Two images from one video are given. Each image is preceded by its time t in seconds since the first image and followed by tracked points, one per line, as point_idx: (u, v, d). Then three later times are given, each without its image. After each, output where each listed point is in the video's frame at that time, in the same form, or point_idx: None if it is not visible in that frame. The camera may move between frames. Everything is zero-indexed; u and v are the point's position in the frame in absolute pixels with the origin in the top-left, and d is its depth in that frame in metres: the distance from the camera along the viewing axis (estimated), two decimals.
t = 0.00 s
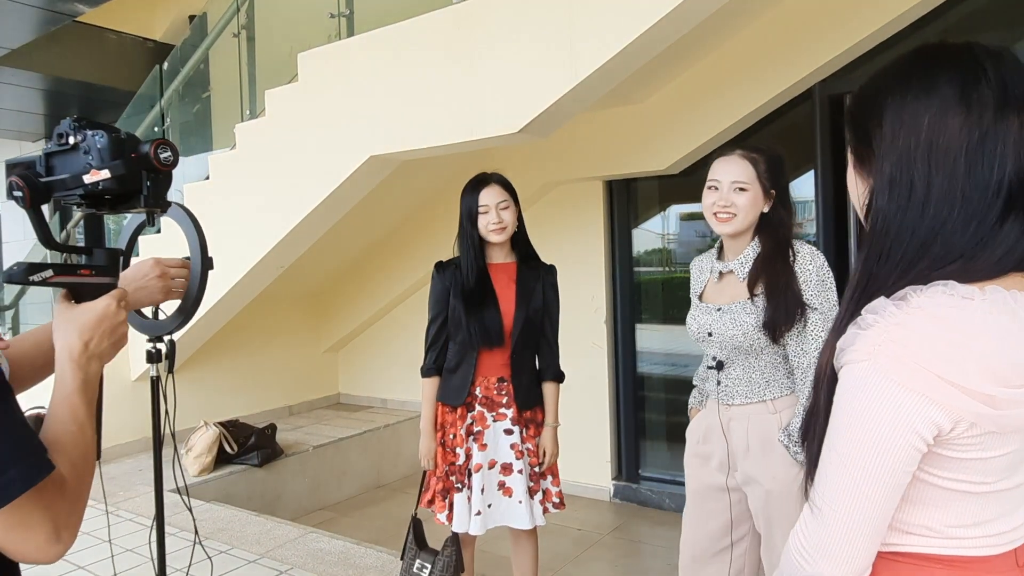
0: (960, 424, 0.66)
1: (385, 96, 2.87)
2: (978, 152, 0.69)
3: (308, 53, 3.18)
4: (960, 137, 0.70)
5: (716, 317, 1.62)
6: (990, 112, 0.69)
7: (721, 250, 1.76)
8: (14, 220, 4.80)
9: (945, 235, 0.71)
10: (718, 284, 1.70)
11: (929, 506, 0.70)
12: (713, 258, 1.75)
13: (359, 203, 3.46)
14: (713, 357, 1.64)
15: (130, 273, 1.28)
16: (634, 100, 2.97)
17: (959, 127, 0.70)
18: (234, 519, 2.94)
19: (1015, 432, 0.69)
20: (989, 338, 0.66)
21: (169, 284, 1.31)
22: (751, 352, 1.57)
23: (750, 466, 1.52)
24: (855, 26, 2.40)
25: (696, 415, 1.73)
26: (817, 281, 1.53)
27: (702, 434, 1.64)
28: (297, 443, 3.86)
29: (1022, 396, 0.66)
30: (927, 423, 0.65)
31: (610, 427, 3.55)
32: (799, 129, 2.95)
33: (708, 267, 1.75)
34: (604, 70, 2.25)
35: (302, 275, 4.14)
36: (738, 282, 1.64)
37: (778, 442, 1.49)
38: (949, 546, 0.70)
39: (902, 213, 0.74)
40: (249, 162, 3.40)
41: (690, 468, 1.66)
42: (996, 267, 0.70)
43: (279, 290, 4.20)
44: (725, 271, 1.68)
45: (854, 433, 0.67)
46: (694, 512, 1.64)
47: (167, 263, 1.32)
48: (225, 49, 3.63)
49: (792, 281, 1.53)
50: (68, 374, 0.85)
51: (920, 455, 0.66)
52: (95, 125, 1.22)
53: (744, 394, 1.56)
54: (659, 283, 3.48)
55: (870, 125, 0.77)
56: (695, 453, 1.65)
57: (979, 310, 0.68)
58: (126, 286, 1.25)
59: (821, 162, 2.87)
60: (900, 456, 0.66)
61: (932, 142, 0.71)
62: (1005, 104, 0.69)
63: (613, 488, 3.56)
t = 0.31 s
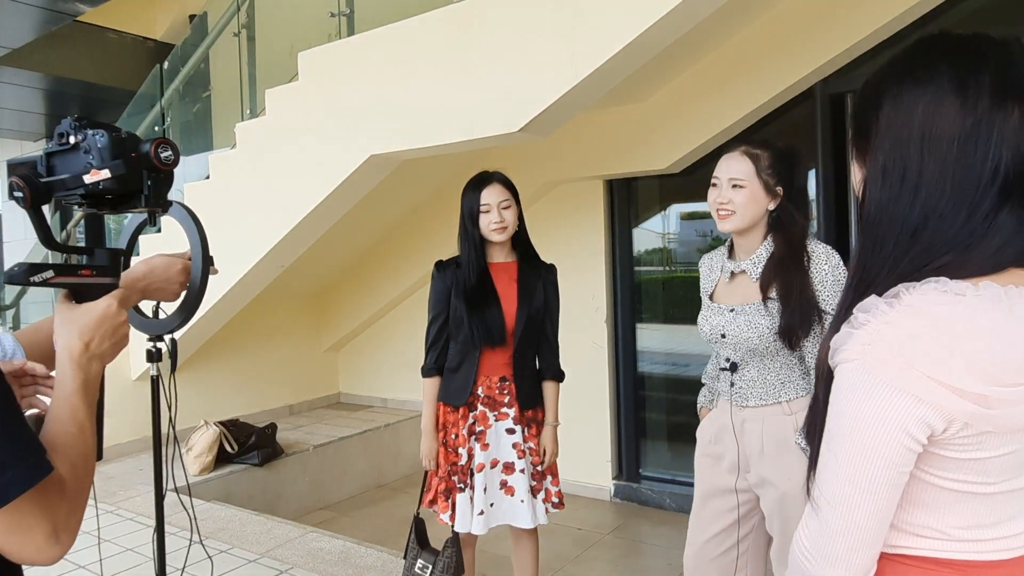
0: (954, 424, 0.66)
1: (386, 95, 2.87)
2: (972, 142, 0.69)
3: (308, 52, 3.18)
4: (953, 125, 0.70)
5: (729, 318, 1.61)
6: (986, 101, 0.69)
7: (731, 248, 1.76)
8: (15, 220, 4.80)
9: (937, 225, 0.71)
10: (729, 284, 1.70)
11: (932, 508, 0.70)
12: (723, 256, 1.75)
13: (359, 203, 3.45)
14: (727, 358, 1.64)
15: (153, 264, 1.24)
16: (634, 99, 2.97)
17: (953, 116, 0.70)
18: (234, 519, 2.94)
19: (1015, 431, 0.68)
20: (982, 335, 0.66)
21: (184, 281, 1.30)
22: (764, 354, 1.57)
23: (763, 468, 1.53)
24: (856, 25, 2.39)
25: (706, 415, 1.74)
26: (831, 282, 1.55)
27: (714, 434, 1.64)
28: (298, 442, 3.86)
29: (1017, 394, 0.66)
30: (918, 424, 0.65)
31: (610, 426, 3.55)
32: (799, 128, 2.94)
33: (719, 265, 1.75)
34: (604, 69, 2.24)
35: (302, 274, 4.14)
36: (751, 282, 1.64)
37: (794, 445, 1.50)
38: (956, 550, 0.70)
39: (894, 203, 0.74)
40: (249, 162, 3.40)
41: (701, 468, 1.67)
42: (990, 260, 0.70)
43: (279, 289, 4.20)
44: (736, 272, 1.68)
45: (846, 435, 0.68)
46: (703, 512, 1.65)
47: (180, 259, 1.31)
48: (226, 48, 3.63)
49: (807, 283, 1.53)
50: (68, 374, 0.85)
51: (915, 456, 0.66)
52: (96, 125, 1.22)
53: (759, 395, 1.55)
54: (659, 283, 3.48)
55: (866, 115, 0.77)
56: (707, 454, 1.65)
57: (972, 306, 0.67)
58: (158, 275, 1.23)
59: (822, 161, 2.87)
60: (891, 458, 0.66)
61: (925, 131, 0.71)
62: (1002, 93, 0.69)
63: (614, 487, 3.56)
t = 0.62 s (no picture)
0: (938, 424, 0.71)
1: (387, 95, 2.87)
2: (952, 149, 0.75)
3: (309, 52, 3.18)
4: (933, 134, 0.76)
5: (734, 319, 1.62)
6: (964, 108, 0.75)
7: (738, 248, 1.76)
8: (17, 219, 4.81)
9: (921, 228, 0.77)
10: (734, 283, 1.70)
11: (925, 503, 0.75)
12: (730, 255, 1.76)
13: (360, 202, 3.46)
14: (731, 358, 1.65)
15: (154, 265, 1.21)
16: (635, 99, 2.97)
17: (933, 124, 0.76)
18: (236, 518, 2.94)
19: (1005, 431, 0.72)
20: (964, 340, 0.70)
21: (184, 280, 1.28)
22: (769, 355, 1.57)
23: (767, 468, 1.53)
24: (856, 24, 2.39)
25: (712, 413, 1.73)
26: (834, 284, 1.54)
27: (719, 434, 1.65)
28: (298, 441, 3.86)
29: (1001, 395, 0.70)
30: (902, 425, 0.70)
31: (611, 426, 3.56)
32: (801, 127, 2.95)
33: (725, 264, 1.74)
34: (605, 69, 2.24)
35: (303, 274, 4.14)
36: (756, 283, 1.64)
37: (797, 446, 1.50)
38: (950, 544, 0.74)
39: (880, 207, 0.79)
40: (250, 161, 3.41)
41: (707, 468, 1.68)
42: (976, 262, 0.75)
43: (280, 289, 4.20)
44: (740, 271, 1.68)
45: (836, 434, 0.74)
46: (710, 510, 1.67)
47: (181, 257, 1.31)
48: (227, 48, 3.63)
49: (810, 287, 1.53)
50: (71, 373, 0.85)
51: (901, 454, 0.71)
52: (95, 122, 1.22)
53: (764, 396, 1.55)
54: (660, 282, 3.48)
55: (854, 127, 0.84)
56: (713, 453, 1.66)
57: (956, 313, 0.72)
58: (160, 274, 1.20)
59: (824, 160, 2.87)
60: (877, 455, 0.71)
61: (906, 140, 0.77)
62: (981, 101, 0.74)
63: (615, 487, 3.56)
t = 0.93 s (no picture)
0: (927, 416, 0.73)
1: (388, 95, 2.87)
2: (957, 150, 0.76)
3: (311, 52, 3.19)
4: (941, 133, 0.76)
5: (730, 319, 1.62)
6: (974, 112, 0.76)
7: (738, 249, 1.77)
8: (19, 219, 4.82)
9: (918, 226, 0.78)
10: (733, 283, 1.71)
11: (913, 494, 0.77)
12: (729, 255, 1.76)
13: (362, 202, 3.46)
14: (728, 358, 1.65)
15: (152, 268, 1.20)
16: (635, 99, 2.98)
17: (941, 125, 0.77)
18: (237, 517, 2.95)
19: (992, 424, 0.74)
20: (953, 334, 0.73)
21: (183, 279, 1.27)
22: (763, 355, 1.57)
23: (763, 467, 1.54)
24: (856, 25, 2.40)
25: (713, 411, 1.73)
26: (828, 285, 1.54)
27: (718, 433, 1.66)
28: (299, 441, 3.87)
29: (989, 389, 0.72)
30: (893, 415, 0.72)
31: (612, 425, 3.56)
32: (801, 127, 2.95)
33: (724, 264, 1.75)
34: (606, 69, 2.25)
35: (304, 274, 4.15)
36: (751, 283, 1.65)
37: (791, 445, 1.50)
38: (935, 533, 0.76)
39: (881, 204, 0.80)
40: (251, 161, 3.41)
41: (707, 466, 1.69)
42: (967, 263, 0.76)
43: (281, 288, 4.21)
44: (739, 271, 1.69)
45: (830, 424, 0.76)
46: (710, 506, 1.68)
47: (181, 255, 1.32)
48: (228, 48, 3.63)
49: (804, 290, 1.52)
50: (72, 373, 0.85)
51: (891, 444, 0.73)
52: (93, 122, 1.22)
53: (759, 396, 1.56)
54: (661, 281, 3.48)
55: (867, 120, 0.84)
56: (714, 452, 1.67)
57: (946, 307, 0.74)
58: (157, 277, 1.19)
59: (824, 159, 2.87)
60: (869, 445, 0.73)
61: (915, 137, 0.78)
62: (991, 107, 0.75)
63: (615, 486, 3.57)
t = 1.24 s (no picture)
0: (915, 416, 0.74)
1: (389, 95, 2.88)
2: (948, 156, 0.77)
3: (312, 53, 3.19)
4: (932, 138, 0.77)
5: (722, 318, 1.64)
6: (964, 118, 0.76)
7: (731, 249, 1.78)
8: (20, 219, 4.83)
9: (912, 230, 0.79)
10: (726, 283, 1.72)
11: (898, 488, 0.78)
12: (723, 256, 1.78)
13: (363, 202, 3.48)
14: (721, 357, 1.67)
15: (143, 271, 1.18)
16: (635, 100, 2.98)
17: (933, 130, 0.77)
18: (238, 516, 2.96)
19: (976, 421, 0.75)
20: (941, 336, 0.74)
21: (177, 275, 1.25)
22: (755, 355, 1.58)
23: (753, 466, 1.55)
24: (855, 25, 2.41)
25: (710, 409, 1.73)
26: (819, 284, 1.57)
27: (712, 430, 1.66)
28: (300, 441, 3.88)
29: (974, 389, 0.73)
30: (882, 415, 0.73)
31: (612, 425, 3.57)
32: (802, 127, 2.96)
33: (719, 265, 1.77)
34: (606, 69, 2.26)
35: (305, 274, 4.16)
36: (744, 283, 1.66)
37: (780, 441, 1.51)
38: (919, 525, 0.78)
39: (876, 208, 0.81)
40: (253, 161, 3.42)
41: (701, 463, 1.70)
42: (958, 266, 0.77)
43: (282, 288, 4.22)
44: (730, 272, 1.70)
45: (820, 424, 0.76)
46: (705, 505, 1.68)
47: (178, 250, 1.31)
48: (229, 48, 3.64)
49: (799, 287, 1.53)
50: (68, 373, 0.86)
51: (880, 443, 0.74)
52: (87, 122, 1.24)
53: (749, 395, 1.58)
54: (661, 281, 3.49)
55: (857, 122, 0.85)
56: (707, 449, 1.68)
57: (935, 310, 0.75)
58: (148, 279, 1.18)
59: (824, 159, 2.87)
60: (858, 444, 0.74)
61: (907, 141, 0.79)
62: (979, 112, 0.76)
63: (616, 486, 3.58)
